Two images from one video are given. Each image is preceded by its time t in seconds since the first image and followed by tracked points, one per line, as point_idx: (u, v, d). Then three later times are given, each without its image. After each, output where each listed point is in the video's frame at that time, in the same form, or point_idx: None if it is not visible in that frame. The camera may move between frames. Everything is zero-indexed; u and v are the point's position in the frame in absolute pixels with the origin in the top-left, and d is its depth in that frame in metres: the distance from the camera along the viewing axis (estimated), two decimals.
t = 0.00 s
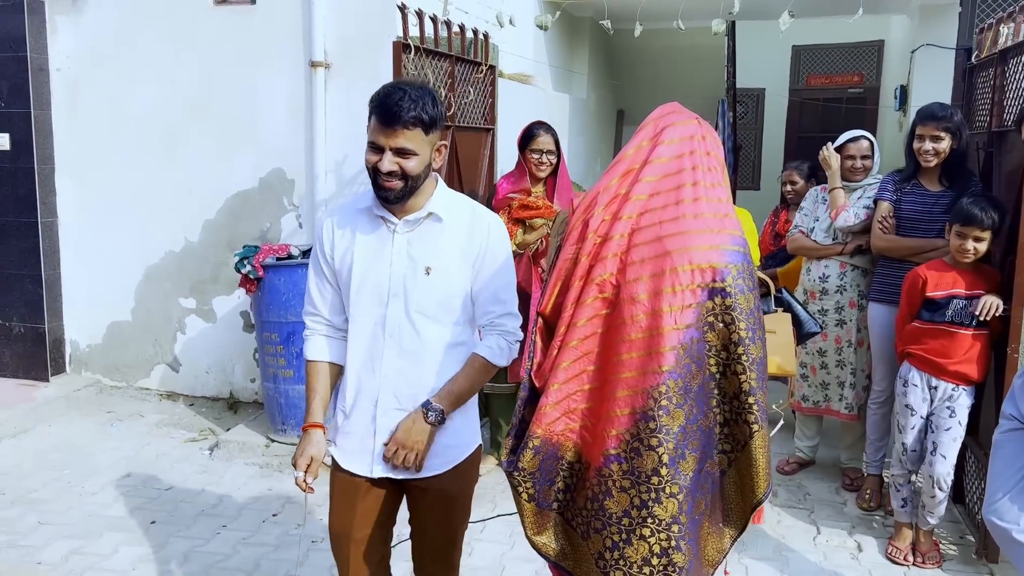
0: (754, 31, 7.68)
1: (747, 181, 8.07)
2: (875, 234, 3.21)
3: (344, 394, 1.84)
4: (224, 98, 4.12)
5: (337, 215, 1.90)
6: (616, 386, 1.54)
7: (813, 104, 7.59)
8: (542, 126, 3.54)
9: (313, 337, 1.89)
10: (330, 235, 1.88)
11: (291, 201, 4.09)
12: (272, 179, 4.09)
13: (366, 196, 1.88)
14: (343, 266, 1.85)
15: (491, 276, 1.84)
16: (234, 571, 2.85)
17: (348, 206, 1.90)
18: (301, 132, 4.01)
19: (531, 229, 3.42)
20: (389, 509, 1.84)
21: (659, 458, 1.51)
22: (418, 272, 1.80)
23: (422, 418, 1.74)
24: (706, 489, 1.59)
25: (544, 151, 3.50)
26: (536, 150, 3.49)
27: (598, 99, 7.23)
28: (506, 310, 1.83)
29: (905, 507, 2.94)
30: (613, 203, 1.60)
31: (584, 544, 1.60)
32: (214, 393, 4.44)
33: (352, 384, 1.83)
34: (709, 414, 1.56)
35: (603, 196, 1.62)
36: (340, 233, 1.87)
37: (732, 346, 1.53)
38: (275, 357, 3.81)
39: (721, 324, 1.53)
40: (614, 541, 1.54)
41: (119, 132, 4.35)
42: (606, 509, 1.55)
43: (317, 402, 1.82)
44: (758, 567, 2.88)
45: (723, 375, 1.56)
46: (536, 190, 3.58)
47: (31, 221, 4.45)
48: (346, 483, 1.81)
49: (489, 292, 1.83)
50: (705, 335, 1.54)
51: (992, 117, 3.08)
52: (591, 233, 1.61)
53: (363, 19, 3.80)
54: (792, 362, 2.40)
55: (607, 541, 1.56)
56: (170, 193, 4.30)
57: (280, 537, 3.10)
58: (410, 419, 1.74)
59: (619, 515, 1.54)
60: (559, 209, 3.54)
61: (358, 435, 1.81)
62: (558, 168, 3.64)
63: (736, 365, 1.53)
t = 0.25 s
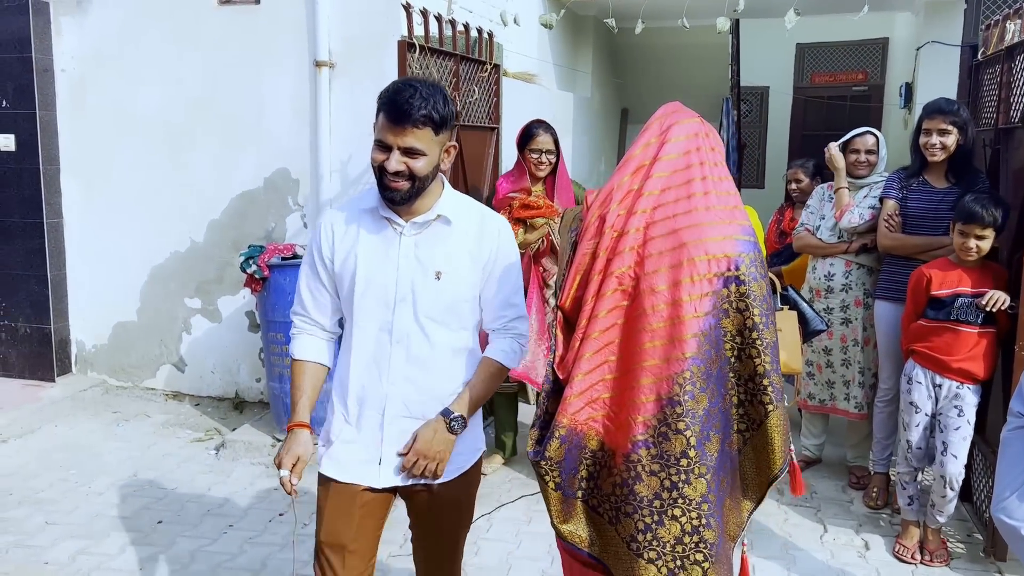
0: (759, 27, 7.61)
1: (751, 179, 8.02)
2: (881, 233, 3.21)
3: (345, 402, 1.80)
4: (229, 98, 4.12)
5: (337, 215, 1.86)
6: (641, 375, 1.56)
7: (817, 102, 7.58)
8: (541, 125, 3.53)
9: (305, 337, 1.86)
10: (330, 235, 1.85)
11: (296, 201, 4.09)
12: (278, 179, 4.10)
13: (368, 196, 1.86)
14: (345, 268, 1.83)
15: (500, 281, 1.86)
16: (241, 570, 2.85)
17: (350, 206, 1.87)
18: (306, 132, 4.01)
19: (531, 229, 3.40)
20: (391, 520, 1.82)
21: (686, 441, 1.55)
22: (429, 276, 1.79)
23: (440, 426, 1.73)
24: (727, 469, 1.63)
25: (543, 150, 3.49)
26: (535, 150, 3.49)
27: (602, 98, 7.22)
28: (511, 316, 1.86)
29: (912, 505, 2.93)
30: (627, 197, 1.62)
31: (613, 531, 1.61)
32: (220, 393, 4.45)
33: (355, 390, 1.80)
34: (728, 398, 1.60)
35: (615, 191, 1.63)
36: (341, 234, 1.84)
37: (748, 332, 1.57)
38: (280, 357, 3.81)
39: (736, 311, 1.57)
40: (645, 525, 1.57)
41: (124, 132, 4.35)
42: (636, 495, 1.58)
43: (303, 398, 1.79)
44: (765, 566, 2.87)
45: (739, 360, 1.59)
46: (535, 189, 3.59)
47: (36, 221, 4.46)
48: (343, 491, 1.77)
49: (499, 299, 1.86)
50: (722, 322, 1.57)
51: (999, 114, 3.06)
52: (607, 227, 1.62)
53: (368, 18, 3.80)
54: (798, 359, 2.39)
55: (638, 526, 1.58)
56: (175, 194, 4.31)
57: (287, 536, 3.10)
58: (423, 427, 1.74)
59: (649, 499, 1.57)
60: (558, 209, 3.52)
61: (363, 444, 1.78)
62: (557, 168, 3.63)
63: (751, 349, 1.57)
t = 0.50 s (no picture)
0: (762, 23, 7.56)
1: (754, 177, 7.98)
2: (885, 230, 3.21)
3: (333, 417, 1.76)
4: (232, 97, 4.12)
5: (310, 222, 1.76)
6: (647, 368, 1.57)
7: (819, 100, 7.56)
8: (541, 122, 3.54)
9: (276, 352, 1.76)
10: (304, 244, 1.75)
11: (298, 200, 4.09)
12: (281, 178, 4.10)
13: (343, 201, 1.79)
14: (323, 279, 1.74)
15: (484, 280, 1.86)
16: (245, 569, 2.85)
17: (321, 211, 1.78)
18: (309, 131, 4.01)
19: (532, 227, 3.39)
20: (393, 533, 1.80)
21: (693, 429, 1.58)
22: (417, 282, 1.76)
23: (444, 435, 1.74)
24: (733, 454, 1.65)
25: (543, 148, 3.49)
26: (535, 147, 3.50)
27: (605, 96, 7.21)
28: (495, 318, 1.89)
29: (916, 503, 2.92)
30: (625, 193, 1.62)
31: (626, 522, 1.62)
32: (223, 392, 4.45)
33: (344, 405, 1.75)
34: (732, 385, 1.63)
35: (614, 188, 1.64)
36: (318, 242, 1.75)
37: (747, 320, 1.58)
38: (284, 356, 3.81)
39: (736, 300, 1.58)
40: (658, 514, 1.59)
41: (127, 132, 4.36)
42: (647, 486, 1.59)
43: (261, 408, 1.71)
44: (770, 564, 2.87)
45: (741, 348, 1.61)
46: (535, 187, 3.59)
47: (40, 221, 4.46)
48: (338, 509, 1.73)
49: (485, 298, 1.87)
50: (724, 312, 1.59)
51: (1003, 110, 3.04)
52: (608, 224, 1.63)
53: (370, 16, 3.79)
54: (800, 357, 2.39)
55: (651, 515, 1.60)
56: (177, 193, 4.31)
57: (291, 535, 3.11)
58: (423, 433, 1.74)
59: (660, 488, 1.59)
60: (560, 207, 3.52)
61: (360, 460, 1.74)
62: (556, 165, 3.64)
63: (750, 337, 1.58)
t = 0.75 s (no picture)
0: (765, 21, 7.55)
1: (756, 175, 7.95)
2: (889, 228, 3.20)
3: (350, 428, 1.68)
4: (235, 96, 4.12)
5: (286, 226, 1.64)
6: (663, 365, 1.62)
7: (822, 98, 7.55)
8: (543, 120, 3.53)
9: (317, 388, 1.60)
10: (292, 254, 1.62)
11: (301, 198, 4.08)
12: (284, 176, 4.10)
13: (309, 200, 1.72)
14: (317, 286, 1.64)
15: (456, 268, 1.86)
16: (249, 567, 2.86)
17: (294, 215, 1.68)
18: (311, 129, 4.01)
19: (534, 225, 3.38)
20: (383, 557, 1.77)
21: (709, 419, 1.65)
22: (405, 278, 1.72)
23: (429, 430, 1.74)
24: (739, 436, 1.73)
25: (544, 145, 3.49)
26: (536, 145, 3.49)
27: (607, 94, 7.21)
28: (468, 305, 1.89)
29: (919, 500, 2.92)
30: (627, 191, 1.66)
31: (648, 516, 1.67)
32: (226, 391, 4.45)
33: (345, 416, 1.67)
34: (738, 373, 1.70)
35: (618, 186, 1.67)
36: (306, 248, 1.63)
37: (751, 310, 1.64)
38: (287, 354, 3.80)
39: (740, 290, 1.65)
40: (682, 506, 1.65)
41: (130, 131, 4.36)
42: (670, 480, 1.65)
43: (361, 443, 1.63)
44: (773, 562, 2.87)
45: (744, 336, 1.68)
46: (537, 185, 3.58)
47: (43, 220, 4.47)
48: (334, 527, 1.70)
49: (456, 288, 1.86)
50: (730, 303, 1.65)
51: (1007, 107, 3.03)
52: (616, 224, 1.66)
53: (373, 14, 3.73)
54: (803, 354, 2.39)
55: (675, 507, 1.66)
56: (180, 191, 4.31)
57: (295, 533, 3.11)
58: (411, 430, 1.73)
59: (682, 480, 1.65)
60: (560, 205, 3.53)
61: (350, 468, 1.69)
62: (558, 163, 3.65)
63: (753, 328, 1.64)
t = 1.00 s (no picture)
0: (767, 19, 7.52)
1: (758, 174, 7.92)
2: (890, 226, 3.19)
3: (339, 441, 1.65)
4: (236, 96, 4.12)
5: (277, 231, 1.58)
6: (674, 357, 1.76)
7: (824, 96, 7.53)
8: (544, 119, 3.51)
9: (284, 399, 1.53)
10: (287, 260, 1.57)
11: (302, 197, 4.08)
12: (284, 175, 4.09)
13: (312, 209, 1.65)
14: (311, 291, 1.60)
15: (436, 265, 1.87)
16: (250, 567, 2.86)
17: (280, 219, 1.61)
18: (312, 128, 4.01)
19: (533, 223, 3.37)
20: (400, 564, 1.77)
21: (718, 408, 1.78)
22: (398, 277, 1.74)
23: (438, 427, 1.77)
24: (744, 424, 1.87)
25: (545, 144, 3.48)
26: (537, 144, 3.49)
27: (608, 92, 7.19)
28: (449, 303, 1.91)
29: (921, 500, 2.91)
30: (632, 190, 1.80)
31: (661, 503, 1.81)
32: (227, 390, 4.45)
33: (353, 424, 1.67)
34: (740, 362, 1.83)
35: (624, 186, 1.81)
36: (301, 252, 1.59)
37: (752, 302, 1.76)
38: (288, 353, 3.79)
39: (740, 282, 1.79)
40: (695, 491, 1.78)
41: (130, 130, 4.36)
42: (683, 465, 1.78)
43: (325, 454, 1.54)
44: (774, 561, 2.87)
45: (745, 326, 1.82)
46: (537, 183, 3.57)
47: (44, 219, 4.48)
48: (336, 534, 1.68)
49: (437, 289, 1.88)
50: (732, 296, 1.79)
51: (1009, 105, 3.02)
52: (624, 223, 1.80)
53: (373, 15, 3.73)
54: (802, 353, 2.38)
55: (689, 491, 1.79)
56: (180, 190, 4.31)
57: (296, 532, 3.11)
58: (417, 429, 1.75)
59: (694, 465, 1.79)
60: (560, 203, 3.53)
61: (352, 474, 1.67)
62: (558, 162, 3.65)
63: (754, 318, 1.76)
